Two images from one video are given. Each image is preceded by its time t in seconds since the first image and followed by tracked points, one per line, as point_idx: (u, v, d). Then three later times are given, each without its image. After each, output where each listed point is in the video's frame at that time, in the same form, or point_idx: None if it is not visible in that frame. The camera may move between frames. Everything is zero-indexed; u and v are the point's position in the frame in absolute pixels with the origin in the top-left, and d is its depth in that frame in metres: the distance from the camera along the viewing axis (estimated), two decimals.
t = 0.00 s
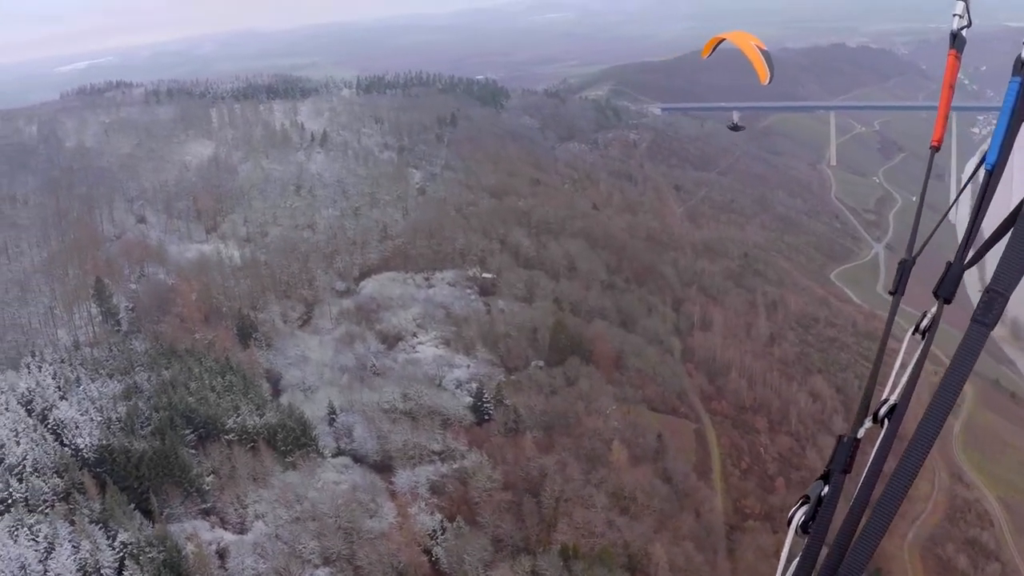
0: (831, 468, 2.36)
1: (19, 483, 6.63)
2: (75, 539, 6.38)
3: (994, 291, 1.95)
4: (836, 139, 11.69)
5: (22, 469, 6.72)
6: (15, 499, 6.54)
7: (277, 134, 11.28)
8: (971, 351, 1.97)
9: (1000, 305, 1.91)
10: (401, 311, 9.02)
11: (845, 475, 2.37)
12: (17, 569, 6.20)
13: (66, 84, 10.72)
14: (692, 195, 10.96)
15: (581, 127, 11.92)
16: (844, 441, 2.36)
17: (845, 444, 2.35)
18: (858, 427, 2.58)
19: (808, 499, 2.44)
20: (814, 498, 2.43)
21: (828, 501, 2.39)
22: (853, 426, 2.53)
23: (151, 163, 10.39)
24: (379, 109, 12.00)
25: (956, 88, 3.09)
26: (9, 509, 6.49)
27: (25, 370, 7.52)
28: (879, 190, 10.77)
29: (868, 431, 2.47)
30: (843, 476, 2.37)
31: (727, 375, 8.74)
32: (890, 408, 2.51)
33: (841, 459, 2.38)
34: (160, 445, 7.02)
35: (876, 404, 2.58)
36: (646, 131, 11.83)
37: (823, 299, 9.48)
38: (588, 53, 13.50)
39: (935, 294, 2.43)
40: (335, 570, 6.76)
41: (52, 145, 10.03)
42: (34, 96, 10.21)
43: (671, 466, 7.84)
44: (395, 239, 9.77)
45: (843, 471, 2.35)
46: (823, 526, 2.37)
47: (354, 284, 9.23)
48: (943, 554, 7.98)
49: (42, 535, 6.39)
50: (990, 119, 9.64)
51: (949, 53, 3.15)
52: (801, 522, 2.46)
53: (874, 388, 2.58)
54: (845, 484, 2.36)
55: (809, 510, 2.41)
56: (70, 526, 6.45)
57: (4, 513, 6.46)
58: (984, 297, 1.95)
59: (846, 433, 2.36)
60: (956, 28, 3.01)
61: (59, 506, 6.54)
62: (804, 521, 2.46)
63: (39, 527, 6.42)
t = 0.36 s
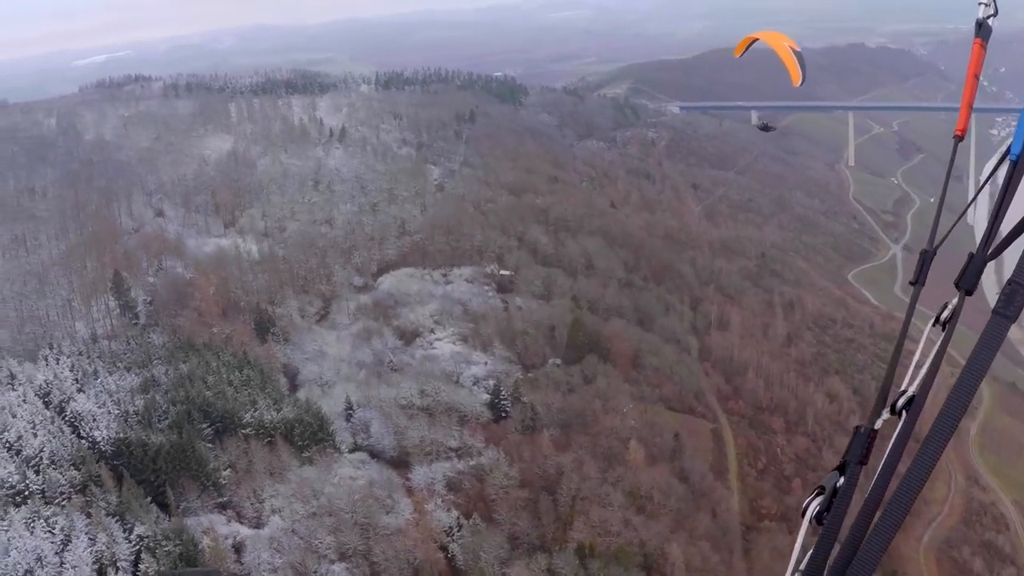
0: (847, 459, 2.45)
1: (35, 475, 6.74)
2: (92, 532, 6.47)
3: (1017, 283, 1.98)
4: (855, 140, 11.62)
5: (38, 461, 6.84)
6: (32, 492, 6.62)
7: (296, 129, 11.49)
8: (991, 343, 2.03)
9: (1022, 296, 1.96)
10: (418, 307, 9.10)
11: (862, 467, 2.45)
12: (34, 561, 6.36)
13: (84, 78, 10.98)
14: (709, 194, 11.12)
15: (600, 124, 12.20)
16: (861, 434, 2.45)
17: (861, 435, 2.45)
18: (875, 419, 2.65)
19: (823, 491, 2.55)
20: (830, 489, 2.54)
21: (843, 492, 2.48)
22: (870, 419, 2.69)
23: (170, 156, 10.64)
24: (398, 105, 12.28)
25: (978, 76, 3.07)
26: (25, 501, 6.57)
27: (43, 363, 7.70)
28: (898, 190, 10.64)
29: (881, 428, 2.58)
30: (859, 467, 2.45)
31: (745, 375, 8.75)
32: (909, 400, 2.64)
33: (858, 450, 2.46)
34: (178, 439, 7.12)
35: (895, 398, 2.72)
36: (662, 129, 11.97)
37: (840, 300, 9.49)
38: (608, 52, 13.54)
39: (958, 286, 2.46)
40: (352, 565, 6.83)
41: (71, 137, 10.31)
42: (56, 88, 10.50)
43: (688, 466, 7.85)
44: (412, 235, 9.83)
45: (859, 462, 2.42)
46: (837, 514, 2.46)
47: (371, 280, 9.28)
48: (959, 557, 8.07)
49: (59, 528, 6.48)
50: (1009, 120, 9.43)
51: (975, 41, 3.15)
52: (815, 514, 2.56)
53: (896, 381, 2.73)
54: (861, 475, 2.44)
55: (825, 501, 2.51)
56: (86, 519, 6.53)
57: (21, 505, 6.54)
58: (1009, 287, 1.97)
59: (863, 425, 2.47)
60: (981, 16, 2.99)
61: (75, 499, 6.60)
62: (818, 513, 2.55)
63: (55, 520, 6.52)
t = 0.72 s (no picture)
0: (868, 441, 2.17)
1: (53, 461, 7.08)
2: (109, 520, 6.63)
3: None
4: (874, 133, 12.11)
5: (56, 448, 7.17)
6: (50, 478, 6.97)
7: (315, 119, 12.95)
8: None
9: None
10: (437, 298, 9.57)
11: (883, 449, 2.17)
12: (51, 548, 6.51)
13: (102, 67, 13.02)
14: (728, 185, 11.37)
15: (616, 117, 12.75)
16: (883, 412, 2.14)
17: (883, 416, 2.16)
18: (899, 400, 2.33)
19: (842, 473, 2.32)
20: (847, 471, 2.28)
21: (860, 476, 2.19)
22: (893, 400, 2.38)
23: (188, 145, 12.03)
24: (417, 95, 13.54)
25: (1006, 51, 2.44)
26: (44, 487, 6.91)
27: (61, 350, 8.11)
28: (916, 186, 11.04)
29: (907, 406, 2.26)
30: (881, 449, 2.16)
31: (762, 369, 8.79)
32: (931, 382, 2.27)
33: (880, 430, 2.17)
34: (196, 427, 7.43)
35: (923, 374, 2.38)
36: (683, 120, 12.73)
37: (858, 294, 9.53)
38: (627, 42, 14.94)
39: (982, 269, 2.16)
40: (368, 556, 6.83)
41: (90, 125, 11.86)
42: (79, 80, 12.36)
43: (704, 460, 7.89)
44: (431, 226, 10.56)
45: (880, 445, 2.14)
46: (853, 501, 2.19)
47: (390, 270, 9.87)
48: (975, 555, 8.10)
49: (77, 516, 6.66)
50: None
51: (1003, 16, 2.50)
52: (835, 495, 2.34)
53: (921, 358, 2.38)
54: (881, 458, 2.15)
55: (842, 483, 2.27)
56: (104, 507, 6.76)
57: (39, 492, 6.91)
58: None
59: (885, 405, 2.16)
60: None
61: (93, 486, 6.92)
62: (837, 495, 2.34)
63: (73, 508, 6.74)
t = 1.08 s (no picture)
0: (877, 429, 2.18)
1: (65, 458, 7.39)
2: (121, 516, 6.96)
3: None
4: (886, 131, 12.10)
5: (67, 445, 7.48)
6: (61, 475, 7.28)
7: (327, 116, 13.58)
8: None
9: None
10: (448, 297, 9.88)
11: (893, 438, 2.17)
12: (62, 545, 6.77)
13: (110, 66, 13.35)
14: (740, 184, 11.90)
15: (629, 116, 13.52)
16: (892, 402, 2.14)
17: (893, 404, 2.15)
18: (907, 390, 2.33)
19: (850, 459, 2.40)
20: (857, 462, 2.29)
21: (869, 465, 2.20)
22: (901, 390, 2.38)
23: (200, 142, 12.69)
24: (429, 93, 14.28)
25: None
26: (55, 484, 7.22)
27: (71, 346, 8.60)
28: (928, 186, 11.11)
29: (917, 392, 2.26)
30: (890, 439, 2.16)
31: (773, 368, 8.85)
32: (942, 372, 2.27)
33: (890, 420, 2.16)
34: (206, 424, 7.68)
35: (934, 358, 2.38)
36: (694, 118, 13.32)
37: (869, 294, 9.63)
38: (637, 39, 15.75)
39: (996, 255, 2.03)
40: (379, 554, 7.02)
41: (101, 122, 12.74)
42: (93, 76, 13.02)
43: (714, 459, 7.94)
44: (442, 223, 10.96)
45: (889, 434, 2.14)
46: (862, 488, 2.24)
47: (402, 267, 10.27)
48: (986, 557, 8.11)
49: (86, 512, 6.98)
50: None
51: None
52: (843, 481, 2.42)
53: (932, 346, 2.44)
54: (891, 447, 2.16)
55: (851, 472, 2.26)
56: (114, 503, 7.07)
57: (50, 489, 7.20)
58: None
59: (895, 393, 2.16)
60: None
61: (104, 483, 7.23)
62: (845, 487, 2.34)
63: (83, 504, 7.04)
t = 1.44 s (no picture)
0: (883, 428, 2.41)
1: (75, 465, 7.89)
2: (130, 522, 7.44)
3: None
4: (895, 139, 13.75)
5: (77, 452, 7.99)
6: (72, 483, 7.75)
7: (337, 124, 15.15)
8: None
9: None
10: (459, 305, 10.68)
11: (899, 436, 2.40)
12: (71, 553, 7.17)
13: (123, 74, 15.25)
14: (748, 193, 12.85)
15: (638, 122, 15.07)
16: (899, 402, 2.36)
17: (899, 404, 2.37)
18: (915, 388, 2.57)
19: (858, 460, 2.61)
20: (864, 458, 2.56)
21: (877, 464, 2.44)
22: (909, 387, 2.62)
23: (210, 150, 14.07)
24: (438, 101, 15.90)
25: None
26: (65, 492, 7.69)
27: (81, 353, 9.19)
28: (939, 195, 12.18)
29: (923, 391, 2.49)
30: (895, 437, 2.39)
31: (784, 377, 9.43)
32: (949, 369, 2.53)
33: (896, 420, 2.38)
34: (218, 433, 8.24)
35: (937, 363, 2.63)
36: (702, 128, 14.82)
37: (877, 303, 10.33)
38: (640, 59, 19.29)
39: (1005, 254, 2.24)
40: (390, 562, 7.55)
41: (111, 128, 13.96)
42: (102, 84, 14.32)
43: (726, 468, 8.35)
44: (452, 230, 12.04)
45: (895, 433, 2.37)
46: (870, 485, 2.47)
47: (410, 275, 11.23)
48: (998, 566, 8.61)
49: (95, 520, 7.45)
50: None
51: None
52: (850, 483, 2.63)
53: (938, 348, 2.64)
54: (895, 445, 2.39)
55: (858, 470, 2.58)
56: (123, 510, 7.56)
57: (59, 496, 7.66)
58: None
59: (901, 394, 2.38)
60: None
61: (114, 491, 7.70)
62: (853, 482, 2.63)
63: (92, 512, 7.49)
